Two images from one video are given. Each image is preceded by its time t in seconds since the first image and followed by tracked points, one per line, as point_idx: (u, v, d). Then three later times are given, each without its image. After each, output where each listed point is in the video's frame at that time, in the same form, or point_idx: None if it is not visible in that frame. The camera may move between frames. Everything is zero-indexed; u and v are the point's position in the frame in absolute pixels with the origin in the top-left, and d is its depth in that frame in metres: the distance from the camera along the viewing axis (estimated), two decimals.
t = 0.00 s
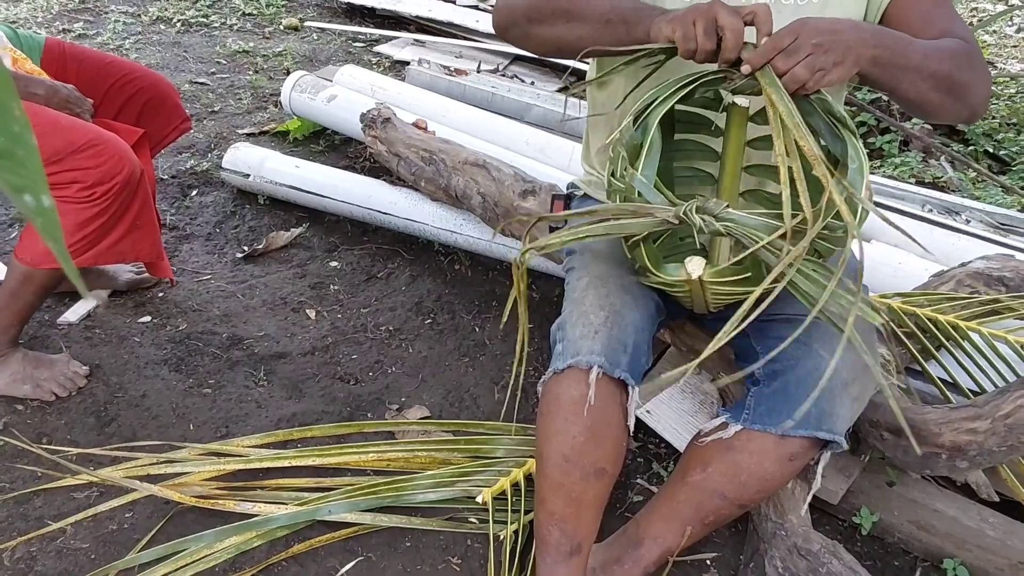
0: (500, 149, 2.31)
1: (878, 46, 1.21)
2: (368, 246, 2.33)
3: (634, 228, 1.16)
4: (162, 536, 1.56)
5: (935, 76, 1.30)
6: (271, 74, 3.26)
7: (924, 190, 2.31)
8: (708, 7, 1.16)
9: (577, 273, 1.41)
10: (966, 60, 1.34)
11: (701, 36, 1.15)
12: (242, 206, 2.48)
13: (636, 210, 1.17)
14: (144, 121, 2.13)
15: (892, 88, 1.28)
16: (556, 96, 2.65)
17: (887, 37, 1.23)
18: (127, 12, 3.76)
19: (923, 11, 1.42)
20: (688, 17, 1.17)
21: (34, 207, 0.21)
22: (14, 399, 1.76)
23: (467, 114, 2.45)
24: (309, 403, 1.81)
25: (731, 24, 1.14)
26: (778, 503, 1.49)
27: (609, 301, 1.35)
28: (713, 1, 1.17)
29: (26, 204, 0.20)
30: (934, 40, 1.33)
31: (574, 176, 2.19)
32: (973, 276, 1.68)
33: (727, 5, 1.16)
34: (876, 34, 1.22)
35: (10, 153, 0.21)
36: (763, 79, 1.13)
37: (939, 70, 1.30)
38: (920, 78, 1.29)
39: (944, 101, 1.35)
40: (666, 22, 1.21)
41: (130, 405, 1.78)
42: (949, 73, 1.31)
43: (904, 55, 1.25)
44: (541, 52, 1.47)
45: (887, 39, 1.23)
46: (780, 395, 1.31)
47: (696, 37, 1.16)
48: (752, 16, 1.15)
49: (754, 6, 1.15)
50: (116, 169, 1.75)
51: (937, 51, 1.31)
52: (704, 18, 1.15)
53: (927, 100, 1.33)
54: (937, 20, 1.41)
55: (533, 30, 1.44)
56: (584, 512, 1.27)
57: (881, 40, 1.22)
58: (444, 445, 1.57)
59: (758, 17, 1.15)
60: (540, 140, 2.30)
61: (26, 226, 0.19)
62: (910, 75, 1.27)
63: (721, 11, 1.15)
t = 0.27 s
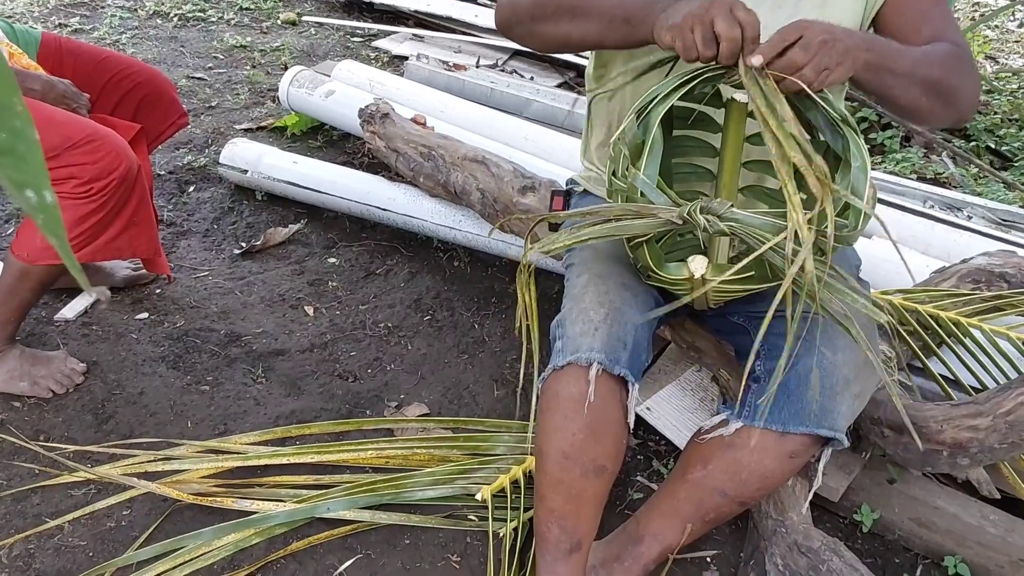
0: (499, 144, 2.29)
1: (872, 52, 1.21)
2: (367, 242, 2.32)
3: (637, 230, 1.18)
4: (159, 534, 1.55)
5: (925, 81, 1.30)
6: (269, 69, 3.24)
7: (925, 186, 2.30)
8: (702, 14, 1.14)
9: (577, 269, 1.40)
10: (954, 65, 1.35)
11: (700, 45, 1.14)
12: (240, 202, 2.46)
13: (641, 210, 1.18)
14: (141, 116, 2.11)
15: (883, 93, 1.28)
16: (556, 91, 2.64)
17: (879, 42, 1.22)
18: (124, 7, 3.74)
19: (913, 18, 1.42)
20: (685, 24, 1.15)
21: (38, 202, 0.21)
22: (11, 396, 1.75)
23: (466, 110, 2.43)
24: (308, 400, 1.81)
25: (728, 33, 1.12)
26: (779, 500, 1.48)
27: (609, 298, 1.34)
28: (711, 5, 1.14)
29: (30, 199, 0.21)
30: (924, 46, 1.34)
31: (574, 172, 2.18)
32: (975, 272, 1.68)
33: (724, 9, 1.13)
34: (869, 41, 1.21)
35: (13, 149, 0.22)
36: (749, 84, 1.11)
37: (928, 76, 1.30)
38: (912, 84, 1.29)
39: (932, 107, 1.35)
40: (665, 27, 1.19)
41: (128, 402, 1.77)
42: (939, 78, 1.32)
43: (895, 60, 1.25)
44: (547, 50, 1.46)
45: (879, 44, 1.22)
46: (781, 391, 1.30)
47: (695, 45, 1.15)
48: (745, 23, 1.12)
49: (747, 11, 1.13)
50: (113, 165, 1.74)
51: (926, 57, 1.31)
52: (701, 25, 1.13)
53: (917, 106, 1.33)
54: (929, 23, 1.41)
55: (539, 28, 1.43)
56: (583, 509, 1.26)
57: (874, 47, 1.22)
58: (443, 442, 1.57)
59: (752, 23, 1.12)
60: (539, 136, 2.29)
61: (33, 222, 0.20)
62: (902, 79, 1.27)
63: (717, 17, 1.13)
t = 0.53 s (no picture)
0: (499, 144, 2.30)
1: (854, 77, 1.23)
2: (367, 241, 2.32)
3: (633, 229, 1.19)
4: (160, 532, 1.55)
5: (903, 108, 1.33)
6: (269, 69, 3.25)
7: (924, 187, 2.31)
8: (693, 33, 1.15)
9: (576, 268, 1.41)
10: (931, 94, 1.37)
11: (697, 64, 1.16)
12: (240, 201, 2.47)
13: (634, 208, 1.19)
14: (142, 116, 2.12)
15: (862, 117, 1.30)
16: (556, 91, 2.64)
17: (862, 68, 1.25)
18: (125, 7, 3.75)
19: (893, 42, 1.44)
20: (675, 46, 1.17)
21: (58, 194, 0.24)
22: (12, 395, 1.75)
23: (466, 109, 2.44)
24: (308, 399, 1.81)
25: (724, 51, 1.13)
26: (778, 499, 1.48)
27: (608, 297, 1.35)
28: (699, 24, 1.15)
29: (49, 193, 0.24)
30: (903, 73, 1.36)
31: (574, 172, 2.18)
32: (973, 273, 1.68)
33: (714, 27, 1.14)
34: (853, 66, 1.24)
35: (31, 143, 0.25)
36: (751, 93, 1.15)
37: (906, 103, 1.33)
38: (890, 110, 1.31)
39: (905, 133, 1.38)
40: (660, 42, 1.20)
41: (128, 401, 1.78)
42: (916, 106, 1.34)
43: (876, 88, 1.27)
44: (549, 54, 1.46)
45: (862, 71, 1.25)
46: (780, 391, 1.30)
47: (694, 62, 1.17)
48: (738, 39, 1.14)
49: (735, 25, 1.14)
50: (113, 164, 1.74)
51: (906, 84, 1.34)
52: (693, 45, 1.15)
53: (893, 132, 1.35)
54: (908, 46, 1.44)
55: (540, 33, 1.43)
56: (583, 508, 1.27)
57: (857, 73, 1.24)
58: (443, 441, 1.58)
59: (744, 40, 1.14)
60: (539, 136, 2.30)
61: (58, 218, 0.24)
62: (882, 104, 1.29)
63: (708, 37, 1.14)
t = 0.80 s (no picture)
0: (496, 149, 2.31)
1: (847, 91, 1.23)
2: (364, 246, 2.33)
3: (627, 232, 1.19)
4: (156, 538, 1.55)
5: (889, 124, 1.34)
6: (267, 74, 3.25)
7: (919, 192, 2.31)
8: (686, 54, 1.22)
9: (570, 274, 1.41)
10: (918, 113, 1.38)
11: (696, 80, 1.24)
12: (238, 206, 2.47)
13: (628, 213, 1.19)
14: (140, 121, 2.12)
15: (848, 131, 1.31)
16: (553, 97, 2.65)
17: (855, 82, 1.25)
18: (123, 13, 3.76)
19: (882, 55, 1.45)
20: (668, 69, 1.25)
21: (52, 199, 0.24)
22: (9, 400, 1.76)
23: (463, 114, 2.44)
24: (305, 404, 1.81)
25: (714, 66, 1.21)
26: (773, 504, 1.48)
27: (602, 301, 1.35)
28: (692, 47, 1.22)
29: (47, 195, 0.24)
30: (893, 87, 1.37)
31: (571, 177, 2.19)
32: (968, 278, 1.68)
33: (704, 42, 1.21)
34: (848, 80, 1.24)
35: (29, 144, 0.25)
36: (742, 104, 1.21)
37: (893, 121, 1.33)
38: (876, 126, 1.32)
39: (887, 145, 1.39)
40: (653, 57, 1.26)
41: (125, 406, 1.78)
42: (902, 123, 1.35)
43: (865, 103, 1.27)
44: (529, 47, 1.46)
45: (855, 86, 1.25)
46: (775, 396, 1.31)
47: (689, 79, 1.25)
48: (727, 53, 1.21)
49: (724, 39, 1.21)
50: (111, 169, 1.75)
51: (894, 101, 1.34)
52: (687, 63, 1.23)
53: (876, 146, 1.36)
54: (899, 60, 1.45)
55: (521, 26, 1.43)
56: (578, 512, 1.25)
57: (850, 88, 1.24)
58: (439, 446, 1.57)
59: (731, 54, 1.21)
60: (536, 141, 2.30)
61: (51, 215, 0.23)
62: (869, 120, 1.30)
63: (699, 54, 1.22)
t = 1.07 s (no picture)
0: (492, 149, 2.30)
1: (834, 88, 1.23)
2: (360, 246, 2.32)
3: (622, 230, 1.19)
4: (149, 540, 1.55)
5: (878, 122, 1.33)
6: (263, 75, 3.25)
7: (916, 191, 2.31)
8: (671, 31, 1.21)
9: (564, 274, 1.41)
10: (907, 112, 1.38)
11: (674, 61, 1.22)
12: (233, 207, 2.47)
13: (622, 210, 1.19)
14: (135, 121, 2.11)
15: (836, 128, 1.30)
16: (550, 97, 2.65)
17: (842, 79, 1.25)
18: (120, 13, 3.75)
19: (875, 54, 1.45)
20: (654, 44, 1.23)
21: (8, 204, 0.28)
22: (2, 402, 1.75)
23: (459, 114, 2.44)
24: (299, 405, 1.81)
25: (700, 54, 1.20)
26: (769, 504, 1.48)
27: (596, 301, 1.35)
28: (678, 25, 1.21)
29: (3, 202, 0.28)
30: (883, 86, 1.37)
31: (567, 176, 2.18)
32: (964, 277, 1.68)
33: (693, 28, 1.20)
34: (835, 76, 1.24)
35: None
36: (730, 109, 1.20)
37: (882, 118, 1.33)
38: (863, 123, 1.31)
39: (875, 145, 1.39)
40: (644, 33, 1.24)
41: (119, 408, 1.77)
42: (891, 121, 1.35)
43: (853, 101, 1.27)
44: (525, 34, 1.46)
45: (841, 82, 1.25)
46: (771, 396, 1.30)
47: (671, 62, 1.23)
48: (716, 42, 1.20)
49: (714, 26, 1.20)
50: (104, 170, 1.75)
51: (883, 100, 1.34)
52: (671, 44, 1.21)
53: (866, 144, 1.36)
54: (893, 60, 1.44)
55: (518, 13, 1.43)
56: (573, 513, 1.25)
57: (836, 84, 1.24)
58: (434, 447, 1.57)
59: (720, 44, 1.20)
60: (532, 141, 2.30)
61: (6, 223, 0.27)
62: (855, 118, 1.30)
63: (685, 37, 1.20)
